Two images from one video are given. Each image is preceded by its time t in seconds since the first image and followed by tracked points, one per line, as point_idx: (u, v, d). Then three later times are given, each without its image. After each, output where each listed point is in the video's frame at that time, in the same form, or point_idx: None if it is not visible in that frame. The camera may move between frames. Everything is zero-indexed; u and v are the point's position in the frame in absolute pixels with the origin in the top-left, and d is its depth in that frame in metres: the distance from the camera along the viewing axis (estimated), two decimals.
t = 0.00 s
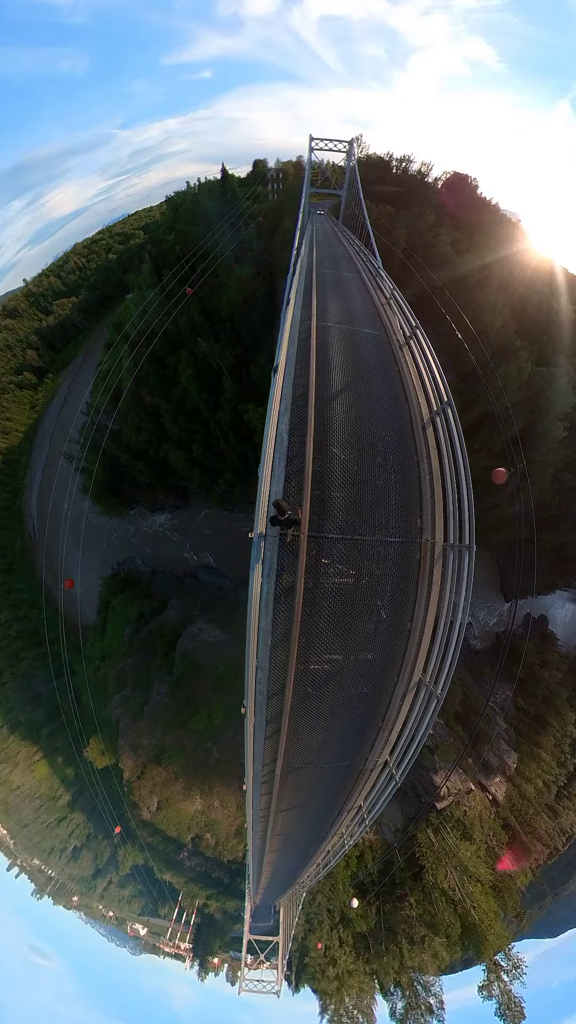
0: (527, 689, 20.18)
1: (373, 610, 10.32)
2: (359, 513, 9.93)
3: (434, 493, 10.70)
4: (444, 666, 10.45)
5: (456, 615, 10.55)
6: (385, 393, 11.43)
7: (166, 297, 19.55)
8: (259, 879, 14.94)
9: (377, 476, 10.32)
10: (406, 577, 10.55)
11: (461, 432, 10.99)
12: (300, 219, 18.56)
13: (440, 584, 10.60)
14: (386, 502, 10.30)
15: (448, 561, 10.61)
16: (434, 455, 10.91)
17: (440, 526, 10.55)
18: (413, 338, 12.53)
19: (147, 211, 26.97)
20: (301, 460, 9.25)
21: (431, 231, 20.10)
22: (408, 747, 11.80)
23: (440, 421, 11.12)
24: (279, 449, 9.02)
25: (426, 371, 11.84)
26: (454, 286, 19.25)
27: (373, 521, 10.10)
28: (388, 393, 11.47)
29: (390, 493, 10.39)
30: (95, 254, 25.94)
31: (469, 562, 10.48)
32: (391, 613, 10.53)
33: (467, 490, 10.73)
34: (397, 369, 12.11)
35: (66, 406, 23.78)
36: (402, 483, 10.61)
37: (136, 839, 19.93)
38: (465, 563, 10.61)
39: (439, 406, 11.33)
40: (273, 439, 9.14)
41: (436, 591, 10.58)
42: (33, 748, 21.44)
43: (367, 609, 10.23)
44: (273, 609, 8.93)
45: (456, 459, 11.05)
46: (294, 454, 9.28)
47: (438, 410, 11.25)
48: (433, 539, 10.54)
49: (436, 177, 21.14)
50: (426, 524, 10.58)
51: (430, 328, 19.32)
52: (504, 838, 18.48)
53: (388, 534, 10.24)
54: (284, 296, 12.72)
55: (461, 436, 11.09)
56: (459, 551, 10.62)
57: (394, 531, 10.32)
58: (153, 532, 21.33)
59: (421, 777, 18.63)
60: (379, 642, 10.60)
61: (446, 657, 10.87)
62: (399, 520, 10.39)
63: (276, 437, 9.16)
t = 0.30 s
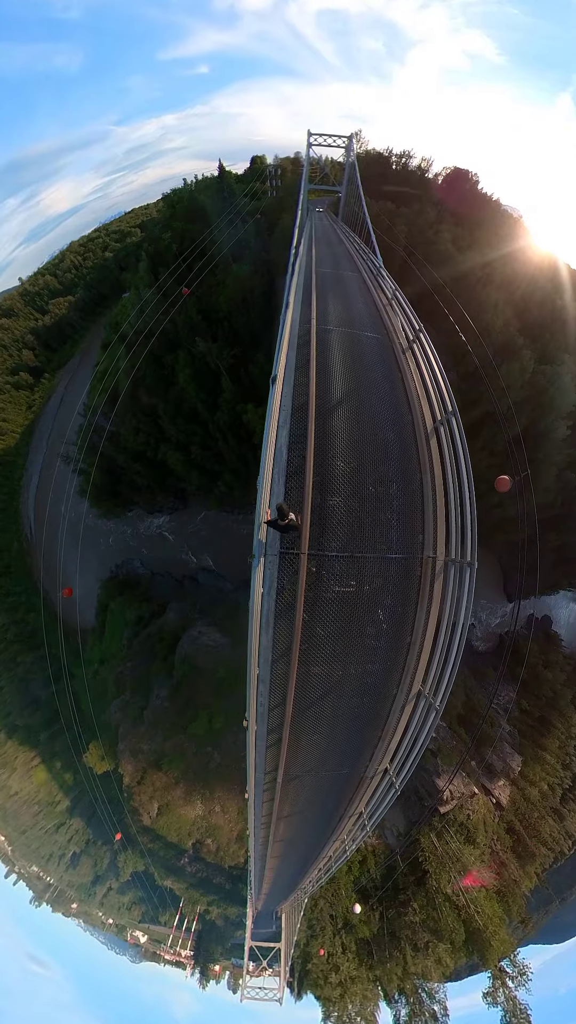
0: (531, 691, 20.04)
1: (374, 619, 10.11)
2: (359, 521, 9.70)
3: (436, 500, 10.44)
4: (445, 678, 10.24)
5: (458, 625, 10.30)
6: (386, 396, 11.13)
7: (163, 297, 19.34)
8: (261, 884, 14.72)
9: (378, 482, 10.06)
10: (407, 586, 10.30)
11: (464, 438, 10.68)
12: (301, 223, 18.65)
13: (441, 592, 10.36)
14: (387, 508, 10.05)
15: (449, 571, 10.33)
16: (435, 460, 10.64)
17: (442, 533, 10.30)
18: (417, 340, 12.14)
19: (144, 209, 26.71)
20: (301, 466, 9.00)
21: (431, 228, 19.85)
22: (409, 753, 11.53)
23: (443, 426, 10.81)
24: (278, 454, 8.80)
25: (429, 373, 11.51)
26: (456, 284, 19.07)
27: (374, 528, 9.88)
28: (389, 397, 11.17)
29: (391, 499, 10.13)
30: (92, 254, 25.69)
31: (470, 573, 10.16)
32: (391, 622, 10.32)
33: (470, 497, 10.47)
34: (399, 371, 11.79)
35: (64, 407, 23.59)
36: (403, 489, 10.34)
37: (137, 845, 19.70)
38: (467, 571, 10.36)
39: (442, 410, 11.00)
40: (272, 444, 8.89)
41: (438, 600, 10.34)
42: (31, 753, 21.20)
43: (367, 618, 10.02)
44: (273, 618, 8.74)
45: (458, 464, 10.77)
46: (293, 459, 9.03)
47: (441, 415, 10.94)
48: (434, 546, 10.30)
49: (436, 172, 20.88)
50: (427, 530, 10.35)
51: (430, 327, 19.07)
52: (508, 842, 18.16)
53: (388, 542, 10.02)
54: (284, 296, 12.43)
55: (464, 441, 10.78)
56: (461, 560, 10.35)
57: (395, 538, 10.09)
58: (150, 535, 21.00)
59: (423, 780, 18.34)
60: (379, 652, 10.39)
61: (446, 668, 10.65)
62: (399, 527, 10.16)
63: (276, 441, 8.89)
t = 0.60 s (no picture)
0: (535, 693, 19.77)
1: (374, 628, 9.86)
2: (361, 527, 9.43)
3: (438, 507, 10.15)
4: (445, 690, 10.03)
5: (460, 633, 10.06)
6: (389, 400, 10.80)
7: (160, 295, 19.10)
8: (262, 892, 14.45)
9: (380, 488, 9.77)
10: (408, 595, 10.04)
11: (467, 444, 10.38)
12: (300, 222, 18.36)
13: (443, 601, 10.13)
14: (389, 515, 9.77)
15: (451, 585, 10.07)
16: (438, 466, 10.37)
17: (443, 542, 10.06)
18: (421, 344, 11.73)
19: (141, 206, 26.40)
20: (302, 470, 8.77)
21: (432, 224, 19.56)
22: (410, 761, 11.28)
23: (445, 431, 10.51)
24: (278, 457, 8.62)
25: (432, 377, 11.18)
26: (458, 284, 18.90)
27: (375, 535, 9.62)
28: (392, 400, 10.84)
29: (393, 505, 9.85)
30: (88, 253, 25.40)
31: (472, 587, 9.90)
32: (392, 632, 10.06)
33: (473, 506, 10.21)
34: (401, 374, 11.43)
35: (60, 408, 23.33)
36: (405, 495, 10.04)
37: (136, 851, 19.47)
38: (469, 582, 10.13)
39: (445, 416, 10.69)
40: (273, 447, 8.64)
41: (440, 610, 10.10)
42: (29, 758, 20.96)
43: (368, 628, 9.77)
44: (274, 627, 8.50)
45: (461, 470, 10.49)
46: (294, 462, 8.78)
47: (444, 421, 10.63)
48: (436, 554, 10.08)
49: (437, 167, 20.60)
50: (429, 538, 10.10)
51: (432, 325, 18.80)
52: (513, 847, 17.97)
53: (390, 549, 9.75)
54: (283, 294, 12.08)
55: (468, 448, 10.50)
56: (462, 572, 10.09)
57: (397, 545, 9.82)
58: (149, 537, 20.72)
59: (425, 786, 18.48)
60: (380, 662, 10.14)
61: (448, 678, 10.41)
62: (401, 534, 9.90)
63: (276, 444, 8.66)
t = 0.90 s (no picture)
0: (539, 695, 19.51)
1: (375, 637, 9.61)
2: (361, 534, 9.18)
3: (439, 513, 9.90)
4: (445, 702, 9.81)
5: (462, 639, 9.83)
6: (389, 402, 10.49)
7: (156, 294, 18.85)
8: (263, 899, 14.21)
9: (381, 493, 9.50)
10: (408, 602, 9.79)
11: (468, 449, 10.14)
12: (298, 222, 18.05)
13: (444, 610, 9.90)
14: (389, 521, 9.51)
15: (451, 600, 9.87)
16: (439, 471, 10.10)
17: (444, 550, 9.83)
18: (424, 348, 11.42)
19: (137, 204, 26.12)
20: (301, 473, 8.55)
21: (433, 220, 19.30)
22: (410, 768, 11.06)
23: (446, 434, 10.25)
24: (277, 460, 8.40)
25: (433, 381, 10.92)
26: (459, 281, 18.65)
27: (376, 542, 9.36)
28: (392, 402, 10.54)
29: (394, 511, 9.58)
30: (84, 252, 25.11)
31: (472, 604, 9.72)
32: (393, 639, 9.82)
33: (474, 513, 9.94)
34: (402, 376, 11.12)
35: (57, 409, 23.08)
36: (406, 501, 9.77)
37: (137, 858, 19.24)
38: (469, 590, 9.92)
39: (447, 420, 10.42)
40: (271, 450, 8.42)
41: (441, 619, 9.88)
42: (27, 764, 20.71)
43: (368, 636, 9.52)
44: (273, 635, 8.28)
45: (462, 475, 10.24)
46: (292, 465, 8.54)
47: (446, 426, 10.34)
48: (437, 561, 9.85)
49: (437, 162, 20.34)
50: (429, 544, 9.86)
51: (433, 323, 18.54)
52: (517, 852, 17.71)
53: (390, 556, 9.49)
54: (282, 293, 11.79)
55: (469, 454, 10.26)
56: (463, 579, 9.88)
57: (397, 552, 9.56)
58: (147, 539, 20.47)
59: (429, 788, 18.10)
60: (380, 671, 9.90)
61: (449, 684, 10.16)
62: (402, 538, 9.64)
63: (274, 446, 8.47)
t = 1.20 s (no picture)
0: (543, 697, 19.29)
1: (373, 646, 9.37)
2: (360, 542, 8.90)
3: (439, 520, 9.60)
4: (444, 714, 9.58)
5: (462, 645, 9.58)
6: (389, 405, 10.14)
7: (152, 293, 18.61)
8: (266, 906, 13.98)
9: (380, 499, 9.20)
10: (407, 610, 9.52)
11: (471, 453, 9.80)
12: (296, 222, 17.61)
13: (444, 618, 9.66)
14: (388, 528, 9.22)
15: (450, 613, 9.67)
16: (441, 476, 9.80)
17: (445, 558, 9.55)
18: (425, 349, 11.05)
19: (133, 201, 25.86)
20: (298, 482, 8.25)
21: (433, 216, 19.05)
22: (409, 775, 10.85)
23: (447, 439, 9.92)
24: (273, 465, 8.14)
25: (434, 383, 10.57)
26: (460, 278, 18.41)
27: (375, 549, 9.09)
28: (391, 402, 10.22)
29: (393, 517, 9.29)
30: (80, 250, 24.84)
31: (471, 623, 9.50)
32: (392, 646, 9.56)
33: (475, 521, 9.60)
34: (402, 376, 10.78)
35: (53, 409, 22.83)
36: (406, 506, 9.46)
37: (137, 864, 18.99)
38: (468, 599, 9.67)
39: (448, 424, 10.09)
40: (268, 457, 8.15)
41: (441, 627, 9.65)
42: (25, 769, 20.43)
43: (366, 646, 9.28)
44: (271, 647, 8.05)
45: (463, 480, 9.94)
46: (290, 473, 8.25)
47: (447, 430, 10.00)
48: (437, 568, 9.59)
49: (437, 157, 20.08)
50: (429, 551, 9.57)
51: (434, 321, 18.32)
52: (522, 857, 17.43)
53: (389, 564, 9.23)
54: (278, 291, 11.37)
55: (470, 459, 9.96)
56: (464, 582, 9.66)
57: (397, 560, 9.28)
58: (146, 541, 20.20)
59: (432, 793, 18.00)
60: (379, 681, 9.67)
61: (449, 692, 9.89)
62: (402, 543, 9.35)
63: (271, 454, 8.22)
